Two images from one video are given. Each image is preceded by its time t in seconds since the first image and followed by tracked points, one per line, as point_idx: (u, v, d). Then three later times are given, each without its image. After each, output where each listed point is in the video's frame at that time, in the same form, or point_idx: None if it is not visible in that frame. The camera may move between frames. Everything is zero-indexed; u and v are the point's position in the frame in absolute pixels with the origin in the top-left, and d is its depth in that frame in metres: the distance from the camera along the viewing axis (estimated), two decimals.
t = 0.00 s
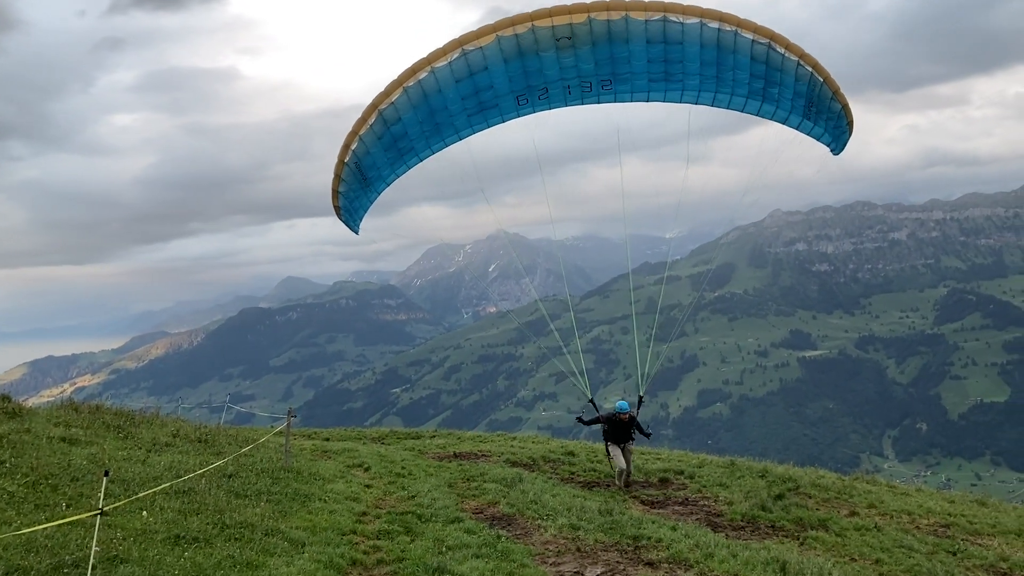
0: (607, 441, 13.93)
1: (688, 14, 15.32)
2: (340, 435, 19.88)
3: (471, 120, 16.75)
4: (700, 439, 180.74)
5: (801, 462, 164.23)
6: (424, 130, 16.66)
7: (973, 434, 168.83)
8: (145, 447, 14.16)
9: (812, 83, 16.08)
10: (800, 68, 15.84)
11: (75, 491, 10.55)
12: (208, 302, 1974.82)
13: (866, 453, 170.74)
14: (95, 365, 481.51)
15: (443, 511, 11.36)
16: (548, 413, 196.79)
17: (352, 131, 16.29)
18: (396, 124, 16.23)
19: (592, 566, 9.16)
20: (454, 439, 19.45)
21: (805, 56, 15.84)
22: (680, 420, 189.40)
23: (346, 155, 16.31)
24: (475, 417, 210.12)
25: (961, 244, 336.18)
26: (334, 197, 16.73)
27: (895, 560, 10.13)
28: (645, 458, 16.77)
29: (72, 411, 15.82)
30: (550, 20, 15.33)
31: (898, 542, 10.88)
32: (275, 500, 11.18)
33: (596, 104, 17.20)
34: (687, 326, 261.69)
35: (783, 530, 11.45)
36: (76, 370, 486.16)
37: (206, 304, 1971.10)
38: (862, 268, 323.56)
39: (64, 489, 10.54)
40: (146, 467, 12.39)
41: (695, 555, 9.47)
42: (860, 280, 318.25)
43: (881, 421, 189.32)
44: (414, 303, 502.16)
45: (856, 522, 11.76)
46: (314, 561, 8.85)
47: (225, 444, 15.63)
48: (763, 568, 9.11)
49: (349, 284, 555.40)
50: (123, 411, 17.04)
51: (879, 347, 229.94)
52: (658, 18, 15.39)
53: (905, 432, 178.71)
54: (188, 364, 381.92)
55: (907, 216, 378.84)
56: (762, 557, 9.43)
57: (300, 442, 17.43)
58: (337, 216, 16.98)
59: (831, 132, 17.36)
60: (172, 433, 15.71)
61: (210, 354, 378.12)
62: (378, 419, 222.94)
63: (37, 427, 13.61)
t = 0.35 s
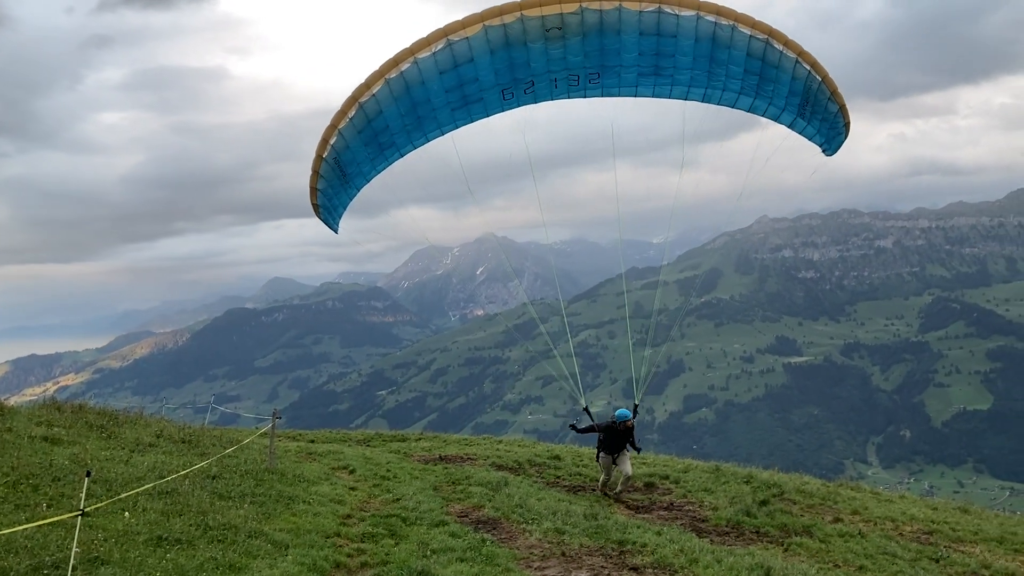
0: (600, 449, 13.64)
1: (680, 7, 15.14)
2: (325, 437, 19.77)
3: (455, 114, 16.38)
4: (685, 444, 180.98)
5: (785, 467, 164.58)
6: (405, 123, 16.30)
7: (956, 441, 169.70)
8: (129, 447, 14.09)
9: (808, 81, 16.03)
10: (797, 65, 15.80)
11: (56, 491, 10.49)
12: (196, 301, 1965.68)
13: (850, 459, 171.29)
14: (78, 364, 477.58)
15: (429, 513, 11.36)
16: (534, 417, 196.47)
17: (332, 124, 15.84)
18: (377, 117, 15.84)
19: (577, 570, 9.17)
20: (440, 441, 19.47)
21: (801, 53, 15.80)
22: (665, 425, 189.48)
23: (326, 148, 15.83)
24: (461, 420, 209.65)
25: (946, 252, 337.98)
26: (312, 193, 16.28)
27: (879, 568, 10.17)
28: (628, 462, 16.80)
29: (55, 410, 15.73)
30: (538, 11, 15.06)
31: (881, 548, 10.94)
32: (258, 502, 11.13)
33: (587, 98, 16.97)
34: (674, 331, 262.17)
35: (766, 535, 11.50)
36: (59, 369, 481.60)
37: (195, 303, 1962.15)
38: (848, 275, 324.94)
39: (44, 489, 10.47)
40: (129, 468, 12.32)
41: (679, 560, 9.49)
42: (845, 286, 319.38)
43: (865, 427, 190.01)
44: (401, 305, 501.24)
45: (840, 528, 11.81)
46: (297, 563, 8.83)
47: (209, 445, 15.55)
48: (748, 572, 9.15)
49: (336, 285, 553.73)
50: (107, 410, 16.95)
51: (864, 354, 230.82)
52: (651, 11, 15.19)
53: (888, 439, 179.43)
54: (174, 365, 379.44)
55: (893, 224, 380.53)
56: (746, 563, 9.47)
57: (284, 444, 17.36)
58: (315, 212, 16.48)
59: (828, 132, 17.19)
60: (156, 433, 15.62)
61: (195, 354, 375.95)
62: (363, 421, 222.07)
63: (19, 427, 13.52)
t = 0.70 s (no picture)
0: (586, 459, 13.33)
1: None
2: (304, 439, 19.68)
3: (440, 100, 15.72)
4: (667, 450, 180.78)
5: (764, 475, 165.38)
6: (388, 107, 15.46)
7: (933, 452, 170.75)
8: (108, 445, 14.01)
9: (811, 79, 15.58)
10: (802, 62, 15.30)
11: (32, 490, 10.38)
12: (181, 299, 1958.70)
13: (828, 468, 172.21)
14: (57, 362, 472.81)
15: (409, 517, 11.32)
16: (515, 421, 196.32)
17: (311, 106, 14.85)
18: (360, 100, 14.97)
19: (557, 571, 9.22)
20: (420, 444, 19.36)
21: (807, 50, 15.25)
22: (646, 431, 189.95)
23: (303, 131, 14.79)
24: (442, 423, 209.41)
25: (927, 264, 340.26)
26: (287, 177, 15.22)
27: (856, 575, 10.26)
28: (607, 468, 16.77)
29: (32, 407, 15.61)
30: None
31: (858, 556, 11.03)
32: (237, 504, 11.06)
33: (582, 89, 16.38)
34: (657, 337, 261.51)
35: (746, 543, 11.52)
36: (35, 368, 475.35)
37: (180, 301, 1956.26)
38: (830, 285, 326.53)
39: (20, 488, 10.34)
40: (107, 466, 12.20)
41: (658, 565, 9.50)
42: (827, 295, 320.13)
43: (844, 436, 190.89)
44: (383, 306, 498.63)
45: (819, 537, 11.86)
46: (274, 567, 8.73)
47: (189, 444, 15.45)
48: None
49: (319, 285, 551.63)
50: (84, 408, 16.79)
51: (844, 363, 232.11)
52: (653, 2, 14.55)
53: (868, 448, 180.07)
54: (153, 364, 375.28)
55: (875, 234, 382.38)
56: (723, 568, 9.55)
57: (265, 445, 17.27)
58: (289, 200, 15.46)
59: (830, 134, 16.64)
60: (135, 432, 15.52)
61: (176, 353, 373.48)
62: (344, 423, 221.35)
63: None
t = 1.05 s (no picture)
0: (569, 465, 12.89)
1: None
2: (281, 439, 19.60)
3: (430, 79, 15.14)
4: (645, 456, 181.03)
5: (741, 481, 165.96)
6: (377, 83, 14.77)
7: (908, 459, 172.10)
8: (80, 443, 13.86)
9: (818, 81, 15.16)
10: (809, 63, 14.91)
11: (4, 489, 10.22)
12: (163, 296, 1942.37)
13: (804, 475, 172.92)
14: (30, 360, 466.19)
15: (385, 519, 11.28)
16: (494, 424, 195.73)
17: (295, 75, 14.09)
18: (346, 76, 14.26)
19: None
20: (398, 446, 19.29)
21: (815, 51, 14.86)
22: (623, 435, 190.19)
23: (285, 103, 13.99)
24: (420, 425, 208.64)
25: (904, 272, 342.92)
26: (265, 151, 14.32)
27: None
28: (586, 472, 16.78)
29: (4, 404, 15.42)
30: None
31: (833, 564, 11.06)
32: (212, 503, 10.99)
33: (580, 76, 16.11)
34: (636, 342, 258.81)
35: (722, 548, 11.58)
36: (9, 366, 468.39)
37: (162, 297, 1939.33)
38: (808, 292, 327.63)
39: None
40: (79, 465, 12.11)
41: (634, 571, 9.56)
42: (805, 302, 320.91)
43: (820, 443, 189.69)
44: (363, 306, 496.12)
45: (793, 543, 11.93)
46: (251, 566, 8.71)
47: (163, 444, 15.31)
48: None
49: (298, 285, 548.09)
50: (59, 406, 16.63)
51: (821, 370, 232.59)
52: None
53: (843, 455, 179.76)
54: (129, 361, 371.08)
55: (853, 242, 383.71)
56: None
57: (241, 445, 17.09)
58: (268, 176, 14.55)
59: (834, 139, 16.25)
60: (109, 431, 15.36)
61: (152, 350, 369.59)
62: (321, 424, 219.94)
63: None
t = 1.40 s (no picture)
0: (555, 474, 12.55)
1: None
2: (260, 440, 19.57)
3: (425, 58, 13.99)
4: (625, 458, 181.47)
5: (720, 482, 166.96)
6: (371, 58, 13.57)
7: (885, 461, 173.48)
8: (57, 444, 13.78)
9: (830, 90, 13.82)
10: (823, 71, 13.59)
11: None
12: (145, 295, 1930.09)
13: (782, 476, 174.20)
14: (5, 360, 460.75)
15: (365, 521, 11.19)
16: (474, 425, 195.68)
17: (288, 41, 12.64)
18: (341, 48, 13.02)
19: None
20: (378, 448, 19.31)
21: (830, 58, 13.55)
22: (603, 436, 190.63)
23: (275, 72, 12.56)
24: (400, 427, 208.53)
25: (882, 276, 344.38)
26: (249, 121, 12.82)
27: None
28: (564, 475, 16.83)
29: None
30: None
31: (810, 565, 11.15)
32: (190, 505, 10.92)
33: (582, 68, 15.18)
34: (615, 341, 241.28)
35: (700, 551, 11.60)
36: None
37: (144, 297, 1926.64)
38: (787, 295, 328.33)
39: None
40: (55, 466, 12.01)
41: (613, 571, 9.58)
42: (783, 305, 321.53)
43: (798, 446, 191.37)
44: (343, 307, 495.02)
45: (771, 545, 12.00)
46: (229, 567, 8.68)
47: (141, 444, 15.27)
48: None
49: (278, 285, 545.12)
50: (35, 407, 16.52)
51: (800, 373, 233.66)
52: None
53: (820, 457, 182.27)
54: (106, 362, 367.97)
55: (833, 245, 381.10)
56: None
57: (219, 447, 16.97)
58: (249, 149, 13.03)
59: (842, 149, 14.78)
60: (86, 432, 15.26)
61: (131, 351, 366.61)
62: (300, 425, 219.35)
63: None
